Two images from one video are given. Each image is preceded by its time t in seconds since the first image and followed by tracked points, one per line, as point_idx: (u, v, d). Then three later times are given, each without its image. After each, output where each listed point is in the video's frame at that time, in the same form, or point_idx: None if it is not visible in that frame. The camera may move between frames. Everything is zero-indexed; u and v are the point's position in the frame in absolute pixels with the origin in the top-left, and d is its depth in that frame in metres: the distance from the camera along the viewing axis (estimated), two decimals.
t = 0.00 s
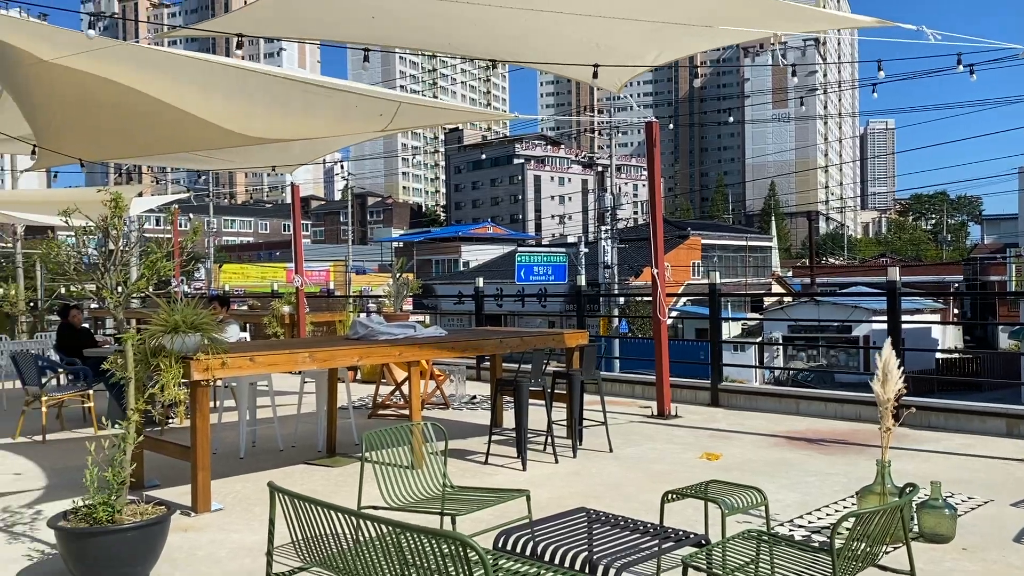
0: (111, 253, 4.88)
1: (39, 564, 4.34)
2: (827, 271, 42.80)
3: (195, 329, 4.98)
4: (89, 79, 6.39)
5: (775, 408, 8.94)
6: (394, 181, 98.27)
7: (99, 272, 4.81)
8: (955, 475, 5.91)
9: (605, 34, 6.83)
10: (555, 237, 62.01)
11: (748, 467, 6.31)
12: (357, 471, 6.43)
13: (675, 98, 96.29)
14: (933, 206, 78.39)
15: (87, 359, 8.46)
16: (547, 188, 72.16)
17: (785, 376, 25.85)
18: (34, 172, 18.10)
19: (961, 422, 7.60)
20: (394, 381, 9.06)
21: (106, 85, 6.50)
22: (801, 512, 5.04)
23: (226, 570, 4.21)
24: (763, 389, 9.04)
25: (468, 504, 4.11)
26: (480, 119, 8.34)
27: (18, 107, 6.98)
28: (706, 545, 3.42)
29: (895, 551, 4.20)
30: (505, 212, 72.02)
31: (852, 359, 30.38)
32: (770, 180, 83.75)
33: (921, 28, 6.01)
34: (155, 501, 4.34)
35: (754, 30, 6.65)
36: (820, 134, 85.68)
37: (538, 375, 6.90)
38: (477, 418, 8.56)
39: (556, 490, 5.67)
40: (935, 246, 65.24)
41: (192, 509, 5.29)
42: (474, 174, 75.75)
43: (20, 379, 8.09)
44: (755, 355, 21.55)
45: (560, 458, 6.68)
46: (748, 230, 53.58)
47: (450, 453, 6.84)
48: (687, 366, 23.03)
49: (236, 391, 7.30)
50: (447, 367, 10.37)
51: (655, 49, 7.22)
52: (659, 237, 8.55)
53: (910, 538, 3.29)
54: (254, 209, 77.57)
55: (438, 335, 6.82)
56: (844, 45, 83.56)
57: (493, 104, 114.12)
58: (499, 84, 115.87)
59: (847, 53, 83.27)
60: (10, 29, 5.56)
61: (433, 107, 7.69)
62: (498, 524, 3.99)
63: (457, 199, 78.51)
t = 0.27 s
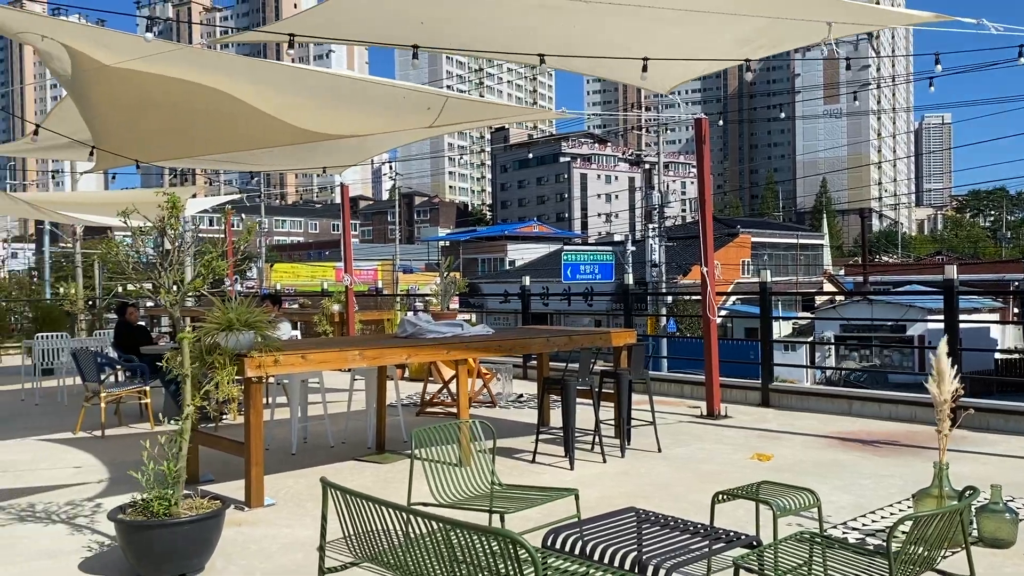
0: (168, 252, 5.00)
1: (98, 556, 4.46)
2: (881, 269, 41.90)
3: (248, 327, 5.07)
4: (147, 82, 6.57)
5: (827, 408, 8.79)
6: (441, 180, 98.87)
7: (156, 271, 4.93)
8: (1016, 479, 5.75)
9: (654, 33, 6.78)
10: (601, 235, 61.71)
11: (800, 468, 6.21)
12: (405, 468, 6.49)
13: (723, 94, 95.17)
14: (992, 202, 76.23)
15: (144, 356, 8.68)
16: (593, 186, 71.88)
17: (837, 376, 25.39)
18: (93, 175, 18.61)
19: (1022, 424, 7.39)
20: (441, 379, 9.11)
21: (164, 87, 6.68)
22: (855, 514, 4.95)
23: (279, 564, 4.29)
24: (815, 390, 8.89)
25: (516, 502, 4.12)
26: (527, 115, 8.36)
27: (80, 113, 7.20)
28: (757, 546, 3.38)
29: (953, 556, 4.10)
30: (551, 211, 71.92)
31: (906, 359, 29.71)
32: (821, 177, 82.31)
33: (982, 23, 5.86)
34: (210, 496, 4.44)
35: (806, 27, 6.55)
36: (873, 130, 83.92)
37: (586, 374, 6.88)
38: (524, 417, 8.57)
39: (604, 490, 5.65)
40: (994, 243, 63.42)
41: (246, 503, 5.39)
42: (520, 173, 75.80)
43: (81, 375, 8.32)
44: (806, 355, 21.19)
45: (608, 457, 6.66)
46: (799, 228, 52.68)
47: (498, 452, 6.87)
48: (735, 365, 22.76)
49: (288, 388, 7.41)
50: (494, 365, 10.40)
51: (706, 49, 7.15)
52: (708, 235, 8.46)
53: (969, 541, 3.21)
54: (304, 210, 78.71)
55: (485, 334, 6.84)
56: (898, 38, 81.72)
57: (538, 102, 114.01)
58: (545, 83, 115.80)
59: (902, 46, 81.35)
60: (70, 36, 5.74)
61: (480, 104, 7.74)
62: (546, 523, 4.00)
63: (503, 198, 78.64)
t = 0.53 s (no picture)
0: (217, 251, 5.08)
1: (151, 548, 4.57)
2: (933, 267, 40.96)
3: (296, 325, 5.13)
4: (198, 88, 6.72)
5: (876, 409, 8.63)
6: (483, 179, 99.23)
7: (206, 269, 5.01)
8: None
9: (700, 38, 6.71)
10: (645, 233, 61.23)
11: (849, 470, 6.11)
12: (450, 464, 6.53)
13: (769, 90, 93.94)
14: None
15: (194, 353, 8.85)
16: (637, 184, 71.45)
17: (886, 376, 24.90)
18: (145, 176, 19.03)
19: None
20: (484, 377, 9.14)
21: (214, 93, 6.82)
22: (906, 517, 4.86)
23: (326, 559, 4.34)
24: (864, 390, 8.73)
25: (560, 501, 4.12)
26: (569, 113, 8.36)
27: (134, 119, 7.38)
28: (804, 547, 3.33)
29: (1009, 561, 3.99)
30: (594, 209, 71.66)
31: (959, 359, 28.99)
32: (871, 173, 80.74)
33: None
34: (258, 491, 4.52)
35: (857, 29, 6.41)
36: (924, 125, 82.09)
37: (630, 373, 6.84)
38: (568, 416, 8.56)
39: (648, 490, 5.62)
40: None
41: (293, 499, 5.47)
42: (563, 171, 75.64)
43: (133, 371, 8.51)
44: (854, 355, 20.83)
45: (652, 457, 6.63)
46: (847, 225, 51.74)
47: (541, 450, 6.87)
48: (781, 365, 22.47)
49: (334, 385, 7.50)
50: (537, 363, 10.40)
51: (752, 51, 7.05)
52: (754, 234, 8.36)
53: None
54: (349, 209, 79.61)
55: (529, 332, 6.83)
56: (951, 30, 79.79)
57: (581, 100, 113.54)
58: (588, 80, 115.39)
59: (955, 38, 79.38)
60: (123, 45, 5.89)
61: (523, 103, 7.77)
62: (590, 522, 3.99)
63: (546, 196, 78.54)
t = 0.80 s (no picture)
0: (260, 250, 5.15)
1: (196, 542, 4.66)
2: (982, 265, 40.04)
3: (337, 323, 5.18)
4: (242, 100, 6.86)
5: (922, 410, 8.47)
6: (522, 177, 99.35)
7: (249, 268, 5.07)
8: None
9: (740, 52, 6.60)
10: (685, 232, 60.74)
11: (895, 471, 6.00)
12: (489, 463, 6.54)
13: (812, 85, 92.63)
14: None
15: (237, 350, 9.00)
16: (677, 181, 70.95)
17: (934, 376, 24.41)
18: (190, 175, 19.35)
19: None
20: (523, 376, 9.15)
21: (257, 103, 6.96)
22: (953, 521, 4.76)
23: (366, 555, 4.38)
24: (910, 391, 8.57)
25: (600, 500, 4.10)
26: (606, 112, 8.37)
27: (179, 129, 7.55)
28: (849, 550, 3.28)
29: None
30: (633, 207, 71.33)
31: (1009, 359, 28.32)
32: (916, 170, 79.22)
33: None
34: (300, 486, 4.57)
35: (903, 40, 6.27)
36: (973, 119, 80.29)
37: (670, 373, 6.79)
38: (607, 415, 8.53)
39: (689, 489, 5.57)
40: None
41: (334, 494, 5.53)
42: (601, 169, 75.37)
43: (178, 368, 8.66)
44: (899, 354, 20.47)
45: (692, 457, 6.58)
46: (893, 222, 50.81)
47: (580, 450, 6.85)
48: (824, 365, 22.16)
49: (374, 383, 7.56)
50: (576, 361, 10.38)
51: (795, 62, 6.93)
52: (797, 231, 8.24)
53: None
54: (388, 209, 80.27)
55: (568, 331, 6.81)
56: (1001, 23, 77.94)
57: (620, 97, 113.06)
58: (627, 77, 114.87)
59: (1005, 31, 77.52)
60: (168, 58, 6.04)
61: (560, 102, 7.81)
62: (630, 522, 3.97)
63: (584, 194, 78.29)
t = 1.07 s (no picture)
0: (297, 249, 5.20)
1: (235, 537, 4.72)
2: None
3: (372, 321, 5.22)
4: (276, 109, 7.00)
5: (964, 411, 8.31)
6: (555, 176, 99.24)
7: (286, 267, 5.11)
8: None
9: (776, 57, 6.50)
10: (720, 229, 60.22)
11: (936, 473, 5.90)
12: (523, 461, 6.55)
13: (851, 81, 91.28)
14: None
15: (274, 348, 9.09)
16: (712, 179, 70.37)
17: (976, 376, 23.96)
18: (227, 176, 19.61)
19: None
20: (557, 374, 9.13)
21: (292, 112, 7.10)
22: (997, 525, 4.66)
23: (401, 552, 4.41)
24: (952, 391, 8.42)
25: (636, 500, 4.08)
26: (640, 112, 8.34)
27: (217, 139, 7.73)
28: (889, 553, 3.23)
29: None
30: (667, 205, 70.89)
31: None
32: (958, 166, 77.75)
33: None
34: (336, 482, 4.62)
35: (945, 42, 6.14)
36: (1017, 114, 78.58)
37: (705, 372, 6.74)
38: (642, 414, 8.49)
39: (724, 490, 5.53)
40: None
41: (370, 491, 5.57)
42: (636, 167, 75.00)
43: (217, 366, 8.78)
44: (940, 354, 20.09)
45: (728, 457, 6.52)
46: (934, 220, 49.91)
47: (615, 449, 6.83)
48: (863, 364, 21.85)
49: (408, 381, 7.59)
50: (610, 360, 10.33)
51: (833, 69, 6.85)
52: (835, 229, 8.12)
53: None
54: (422, 207, 80.66)
55: (602, 329, 6.78)
56: None
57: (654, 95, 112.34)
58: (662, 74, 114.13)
59: None
60: (206, 67, 6.21)
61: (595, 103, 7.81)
62: (666, 522, 3.94)
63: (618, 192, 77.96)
